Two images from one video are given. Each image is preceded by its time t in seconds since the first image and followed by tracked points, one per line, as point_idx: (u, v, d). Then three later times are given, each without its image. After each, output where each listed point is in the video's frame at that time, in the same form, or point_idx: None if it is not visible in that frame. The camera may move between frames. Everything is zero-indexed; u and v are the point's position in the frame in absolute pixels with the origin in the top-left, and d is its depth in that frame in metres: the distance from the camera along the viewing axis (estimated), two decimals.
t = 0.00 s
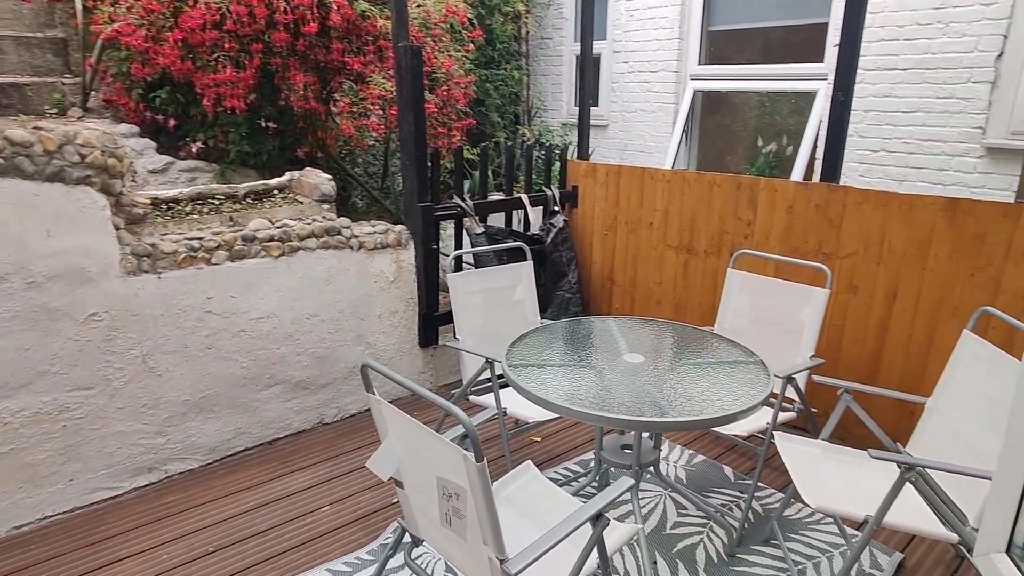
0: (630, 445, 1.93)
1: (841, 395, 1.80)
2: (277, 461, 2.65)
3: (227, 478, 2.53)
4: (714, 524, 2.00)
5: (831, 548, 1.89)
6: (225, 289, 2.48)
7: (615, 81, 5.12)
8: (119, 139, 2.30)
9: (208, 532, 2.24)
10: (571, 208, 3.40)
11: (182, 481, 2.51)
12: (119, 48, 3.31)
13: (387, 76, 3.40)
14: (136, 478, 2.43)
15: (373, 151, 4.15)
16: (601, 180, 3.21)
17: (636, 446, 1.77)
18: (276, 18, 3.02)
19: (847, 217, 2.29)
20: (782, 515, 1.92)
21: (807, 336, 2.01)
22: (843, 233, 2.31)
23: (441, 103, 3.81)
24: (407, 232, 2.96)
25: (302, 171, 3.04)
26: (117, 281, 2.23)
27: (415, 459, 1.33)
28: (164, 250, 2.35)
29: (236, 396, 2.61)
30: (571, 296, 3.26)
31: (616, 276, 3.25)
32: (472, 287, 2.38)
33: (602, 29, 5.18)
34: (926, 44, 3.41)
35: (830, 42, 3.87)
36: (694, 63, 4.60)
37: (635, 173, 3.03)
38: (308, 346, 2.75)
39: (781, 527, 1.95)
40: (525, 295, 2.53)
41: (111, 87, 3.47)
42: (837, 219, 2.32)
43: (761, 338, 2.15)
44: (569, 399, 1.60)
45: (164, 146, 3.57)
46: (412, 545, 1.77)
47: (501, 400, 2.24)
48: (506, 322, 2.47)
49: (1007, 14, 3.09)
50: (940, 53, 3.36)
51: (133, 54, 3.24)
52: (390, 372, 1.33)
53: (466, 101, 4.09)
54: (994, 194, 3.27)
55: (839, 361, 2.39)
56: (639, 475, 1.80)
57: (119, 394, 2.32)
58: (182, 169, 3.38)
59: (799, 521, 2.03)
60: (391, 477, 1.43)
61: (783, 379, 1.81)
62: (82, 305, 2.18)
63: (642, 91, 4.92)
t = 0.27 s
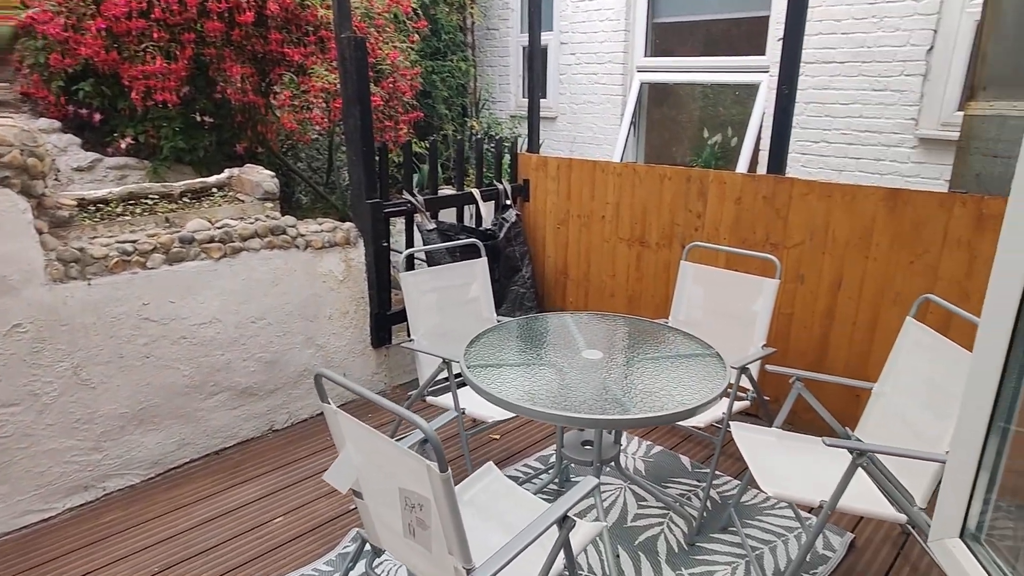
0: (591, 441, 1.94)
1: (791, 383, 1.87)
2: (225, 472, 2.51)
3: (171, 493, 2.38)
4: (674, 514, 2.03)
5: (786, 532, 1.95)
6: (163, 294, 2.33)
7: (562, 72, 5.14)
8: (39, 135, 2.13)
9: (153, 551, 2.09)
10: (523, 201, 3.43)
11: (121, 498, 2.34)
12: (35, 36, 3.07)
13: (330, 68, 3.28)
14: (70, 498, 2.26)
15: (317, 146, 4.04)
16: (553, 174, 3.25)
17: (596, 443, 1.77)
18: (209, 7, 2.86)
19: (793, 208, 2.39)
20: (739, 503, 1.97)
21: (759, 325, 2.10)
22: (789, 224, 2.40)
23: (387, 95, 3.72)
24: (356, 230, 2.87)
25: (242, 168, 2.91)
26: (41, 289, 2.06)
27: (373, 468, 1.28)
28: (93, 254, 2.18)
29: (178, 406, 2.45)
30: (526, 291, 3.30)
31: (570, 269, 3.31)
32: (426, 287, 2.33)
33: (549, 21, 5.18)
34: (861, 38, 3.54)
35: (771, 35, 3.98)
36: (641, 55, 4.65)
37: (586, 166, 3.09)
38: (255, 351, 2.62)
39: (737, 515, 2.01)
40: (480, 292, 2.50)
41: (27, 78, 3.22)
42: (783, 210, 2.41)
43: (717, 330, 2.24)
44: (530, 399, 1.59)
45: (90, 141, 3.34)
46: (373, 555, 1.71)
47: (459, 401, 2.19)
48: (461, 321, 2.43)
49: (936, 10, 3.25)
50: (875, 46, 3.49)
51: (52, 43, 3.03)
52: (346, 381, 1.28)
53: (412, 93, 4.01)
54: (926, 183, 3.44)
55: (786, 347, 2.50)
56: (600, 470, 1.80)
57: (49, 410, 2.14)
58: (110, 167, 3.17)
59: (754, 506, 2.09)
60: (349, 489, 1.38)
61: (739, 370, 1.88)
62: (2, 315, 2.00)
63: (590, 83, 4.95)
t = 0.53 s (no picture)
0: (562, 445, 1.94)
1: (756, 378, 1.92)
2: (185, 486, 2.39)
3: (127, 512, 2.25)
4: (644, 512, 2.05)
5: (754, 525, 1.99)
6: (112, 305, 2.20)
7: (521, 69, 5.13)
8: None
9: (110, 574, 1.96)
10: (486, 201, 3.41)
11: (71, 521, 2.19)
12: None
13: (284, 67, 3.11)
14: (16, 523, 2.11)
15: (272, 146, 3.99)
16: (515, 173, 3.24)
17: (568, 446, 1.77)
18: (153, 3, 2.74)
19: (752, 206, 2.44)
20: (707, 498, 2.01)
21: (723, 322, 2.14)
22: (750, 222, 2.45)
23: (344, 94, 3.64)
24: (315, 234, 2.80)
25: (194, 171, 2.79)
26: None
27: (342, 484, 1.25)
28: (34, 266, 2.06)
29: (131, 421, 2.32)
30: (491, 291, 3.28)
31: (535, 268, 3.32)
32: (390, 291, 2.29)
33: (506, 17, 5.16)
34: (813, 36, 3.64)
35: (727, 32, 4.04)
36: (600, 52, 4.68)
37: (548, 165, 3.08)
38: (213, 361, 2.51)
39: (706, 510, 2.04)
40: (446, 295, 2.47)
41: None
42: (743, 207, 2.46)
43: (682, 328, 2.27)
44: (499, 406, 1.58)
45: (29, 144, 3.16)
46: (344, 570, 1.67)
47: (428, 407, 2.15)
48: (427, 325, 2.40)
49: (884, 10, 3.36)
50: (827, 45, 3.60)
51: None
52: (311, 397, 1.24)
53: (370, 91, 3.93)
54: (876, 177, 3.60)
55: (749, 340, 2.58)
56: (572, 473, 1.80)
57: None
58: (50, 170, 3.00)
59: (722, 501, 2.13)
60: (318, 507, 1.34)
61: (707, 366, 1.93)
62: None
63: (549, 80, 4.96)
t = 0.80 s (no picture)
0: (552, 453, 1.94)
1: (744, 383, 2.02)
2: (167, 502, 2.34)
3: (108, 530, 2.19)
4: (634, 517, 2.06)
5: (742, 527, 2.01)
6: (89, 318, 2.14)
7: (501, 72, 5.13)
8: None
9: None
10: (469, 206, 3.44)
11: (50, 541, 2.13)
12: None
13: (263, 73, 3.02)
14: None
15: (249, 152, 3.95)
16: (498, 177, 3.27)
17: (558, 455, 1.78)
18: (126, 8, 2.68)
19: (735, 209, 2.50)
20: (696, 502, 2.03)
21: (709, 326, 2.19)
22: (732, 225, 2.51)
23: (323, 98, 3.60)
24: (297, 241, 2.74)
25: (171, 179, 2.74)
26: None
27: (334, 503, 1.23)
28: (8, 279, 1.99)
29: (110, 437, 2.27)
30: (475, 296, 3.32)
31: (519, 273, 3.35)
32: (375, 300, 2.27)
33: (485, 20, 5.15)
34: (791, 40, 3.69)
35: (705, 35, 4.08)
36: (580, 54, 4.71)
37: (531, 169, 3.13)
38: (194, 373, 2.46)
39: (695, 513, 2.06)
40: (432, 303, 2.45)
41: None
42: (726, 211, 2.51)
43: (669, 333, 2.31)
44: (489, 418, 1.57)
45: None
46: None
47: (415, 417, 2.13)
48: (412, 333, 2.38)
49: (859, 14, 3.43)
50: (804, 48, 3.65)
51: None
52: (303, 415, 1.22)
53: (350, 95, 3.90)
54: (853, 177, 3.68)
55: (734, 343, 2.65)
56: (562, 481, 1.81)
57: None
58: (21, 178, 2.92)
59: (710, 503, 2.15)
60: (311, 525, 1.32)
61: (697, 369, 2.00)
62: None
63: (529, 83, 4.96)
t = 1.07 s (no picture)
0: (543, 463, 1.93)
1: (730, 388, 2.09)
2: (147, 521, 2.27)
3: (85, 552, 2.12)
4: (623, 523, 2.06)
5: (731, 530, 2.03)
6: (62, 333, 2.07)
7: (479, 76, 5.13)
8: None
9: None
10: (450, 212, 3.46)
11: (23, 565, 2.06)
12: None
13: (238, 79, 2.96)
14: None
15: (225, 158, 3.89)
16: (478, 184, 3.28)
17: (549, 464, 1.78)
18: (96, 14, 2.60)
19: (717, 213, 2.59)
20: (685, 506, 2.04)
21: (695, 331, 2.25)
22: (716, 228, 2.60)
23: (300, 104, 3.54)
24: (276, 250, 2.69)
25: (145, 190, 2.67)
26: None
27: (331, 527, 1.20)
28: None
29: (86, 455, 2.19)
30: (458, 303, 3.31)
31: (501, 279, 3.39)
32: (359, 311, 2.24)
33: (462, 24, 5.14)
34: (766, 45, 3.76)
35: (682, 40, 4.12)
36: (557, 59, 4.72)
37: (512, 176, 3.14)
38: (172, 388, 2.39)
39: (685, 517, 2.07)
40: (417, 312, 2.43)
41: None
42: (709, 215, 2.60)
43: (656, 337, 2.38)
44: (482, 429, 1.57)
45: None
46: None
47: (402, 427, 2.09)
48: (397, 343, 2.36)
49: (832, 19, 3.50)
50: (780, 53, 3.73)
51: None
52: (293, 435, 1.19)
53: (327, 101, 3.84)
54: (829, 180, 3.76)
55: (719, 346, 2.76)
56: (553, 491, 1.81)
57: None
58: None
59: (698, 507, 2.16)
60: (303, 545, 1.29)
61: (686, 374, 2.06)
62: None
63: (508, 87, 4.96)
